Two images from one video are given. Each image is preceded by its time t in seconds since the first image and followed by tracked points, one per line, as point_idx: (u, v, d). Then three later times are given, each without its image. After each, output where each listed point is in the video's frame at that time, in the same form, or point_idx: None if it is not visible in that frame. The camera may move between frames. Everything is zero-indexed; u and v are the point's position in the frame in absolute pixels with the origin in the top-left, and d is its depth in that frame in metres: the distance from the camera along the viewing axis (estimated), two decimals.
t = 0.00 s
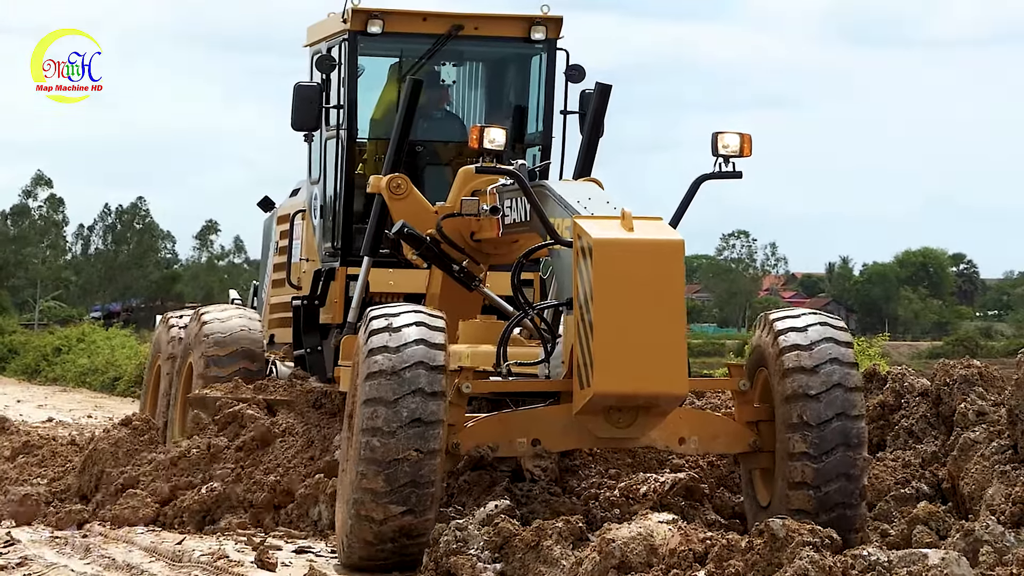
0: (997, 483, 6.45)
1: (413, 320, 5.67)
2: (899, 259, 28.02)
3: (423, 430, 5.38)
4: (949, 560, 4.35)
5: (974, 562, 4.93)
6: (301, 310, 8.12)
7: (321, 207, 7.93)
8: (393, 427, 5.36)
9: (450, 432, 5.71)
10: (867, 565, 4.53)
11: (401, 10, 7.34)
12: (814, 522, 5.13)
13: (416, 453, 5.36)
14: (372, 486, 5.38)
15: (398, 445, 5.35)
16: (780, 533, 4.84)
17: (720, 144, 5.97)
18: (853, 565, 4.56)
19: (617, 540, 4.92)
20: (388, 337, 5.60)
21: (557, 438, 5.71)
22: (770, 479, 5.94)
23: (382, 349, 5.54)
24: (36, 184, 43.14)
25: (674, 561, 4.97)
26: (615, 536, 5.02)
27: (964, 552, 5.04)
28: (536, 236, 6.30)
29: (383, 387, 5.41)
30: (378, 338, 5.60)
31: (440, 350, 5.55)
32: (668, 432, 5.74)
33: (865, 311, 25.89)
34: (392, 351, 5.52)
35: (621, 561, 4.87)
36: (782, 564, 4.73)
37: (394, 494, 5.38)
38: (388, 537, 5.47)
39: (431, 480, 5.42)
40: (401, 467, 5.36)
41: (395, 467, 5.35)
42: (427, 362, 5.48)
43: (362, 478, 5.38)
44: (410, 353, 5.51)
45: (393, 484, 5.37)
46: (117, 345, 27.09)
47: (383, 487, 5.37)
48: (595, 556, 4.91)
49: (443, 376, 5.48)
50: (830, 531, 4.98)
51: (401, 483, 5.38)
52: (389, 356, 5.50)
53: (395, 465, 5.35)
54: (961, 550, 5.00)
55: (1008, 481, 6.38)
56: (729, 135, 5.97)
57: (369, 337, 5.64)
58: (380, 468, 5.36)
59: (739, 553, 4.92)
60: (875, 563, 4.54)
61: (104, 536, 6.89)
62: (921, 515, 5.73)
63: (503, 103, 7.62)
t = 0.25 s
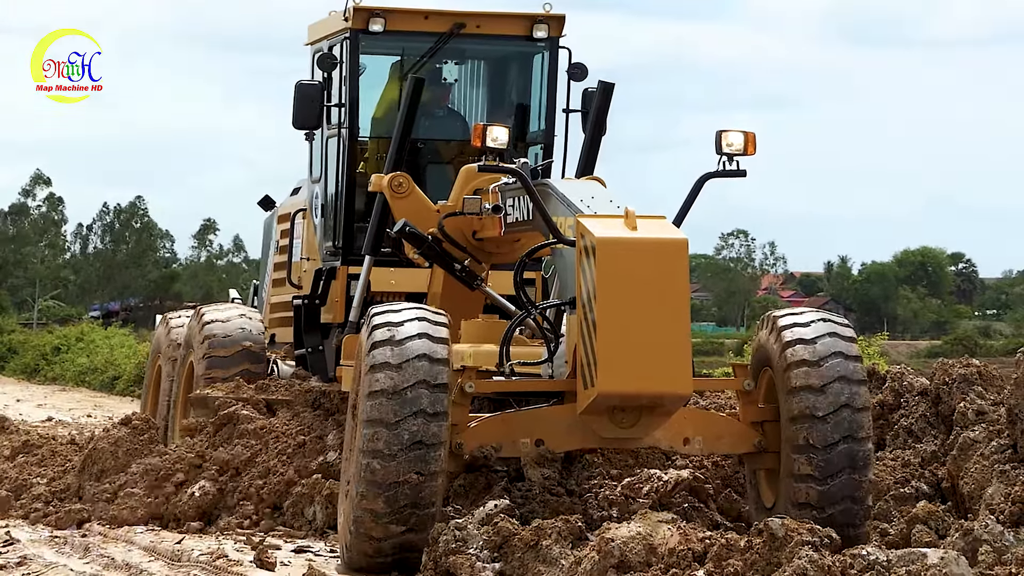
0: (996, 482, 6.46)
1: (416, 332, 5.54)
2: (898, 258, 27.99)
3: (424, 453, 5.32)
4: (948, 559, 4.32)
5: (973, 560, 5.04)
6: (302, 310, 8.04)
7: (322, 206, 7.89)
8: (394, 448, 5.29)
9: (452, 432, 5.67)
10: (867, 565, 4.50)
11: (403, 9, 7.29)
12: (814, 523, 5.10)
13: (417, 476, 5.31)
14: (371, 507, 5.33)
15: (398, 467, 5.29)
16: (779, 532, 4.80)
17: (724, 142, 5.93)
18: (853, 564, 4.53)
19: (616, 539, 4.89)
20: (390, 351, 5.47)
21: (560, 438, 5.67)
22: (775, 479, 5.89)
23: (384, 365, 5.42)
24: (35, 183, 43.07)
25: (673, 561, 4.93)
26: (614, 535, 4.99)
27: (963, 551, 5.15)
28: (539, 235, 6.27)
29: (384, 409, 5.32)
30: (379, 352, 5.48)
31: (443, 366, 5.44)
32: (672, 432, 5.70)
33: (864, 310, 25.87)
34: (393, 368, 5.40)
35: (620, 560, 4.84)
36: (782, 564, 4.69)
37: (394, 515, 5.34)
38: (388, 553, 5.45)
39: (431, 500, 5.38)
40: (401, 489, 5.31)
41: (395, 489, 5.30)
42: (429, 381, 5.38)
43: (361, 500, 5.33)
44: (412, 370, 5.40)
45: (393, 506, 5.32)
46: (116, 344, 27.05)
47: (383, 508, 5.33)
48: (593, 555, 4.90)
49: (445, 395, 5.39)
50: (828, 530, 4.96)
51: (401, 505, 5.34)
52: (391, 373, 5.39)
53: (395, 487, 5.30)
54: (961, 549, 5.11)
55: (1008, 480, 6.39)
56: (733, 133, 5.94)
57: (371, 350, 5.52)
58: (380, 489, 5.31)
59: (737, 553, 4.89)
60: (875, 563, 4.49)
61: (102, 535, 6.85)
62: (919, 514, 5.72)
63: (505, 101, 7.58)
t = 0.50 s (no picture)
0: (994, 481, 6.51)
1: (419, 349, 5.41)
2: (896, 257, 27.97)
3: (424, 478, 5.30)
4: (948, 558, 4.34)
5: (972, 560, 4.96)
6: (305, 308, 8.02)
7: (324, 205, 7.86)
8: (393, 474, 5.27)
9: (455, 432, 5.64)
10: (865, 564, 4.51)
11: (405, 6, 7.26)
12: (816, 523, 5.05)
13: (417, 501, 5.32)
14: (371, 528, 5.36)
15: (397, 493, 5.29)
16: (779, 532, 4.75)
17: (728, 141, 5.91)
18: (853, 562, 4.53)
19: (616, 538, 4.86)
20: (392, 371, 5.36)
21: (563, 438, 5.64)
22: (780, 480, 5.87)
23: (384, 387, 5.33)
24: (34, 181, 43.00)
25: (673, 559, 4.92)
26: (613, 535, 4.96)
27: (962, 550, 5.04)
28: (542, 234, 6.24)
29: (384, 435, 5.26)
30: (380, 371, 5.37)
31: (445, 388, 5.34)
32: (676, 433, 5.66)
33: (862, 309, 25.85)
34: (395, 391, 5.31)
35: (619, 559, 4.80)
36: (780, 563, 4.65)
37: (394, 535, 5.37)
38: (387, 565, 5.51)
39: (432, 521, 5.40)
40: (401, 513, 5.33)
41: (395, 513, 5.32)
42: (431, 405, 5.29)
43: (361, 522, 5.35)
44: (413, 392, 5.31)
45: (393, 528, 5.35)
46: (115, 342, 27.04)
47: (383, 529, 5.36)
48: (593, 554, 4.85)
49: (446, 418, 5.32)
50: (828, 528, 4.90)
51: (401, 527, 5.36)
52: (392, 396, 5.31)
53: (395, 512, 5.32)
54: (959, 548, 5.02)
55: (1006, 480, 6.44)
56: (738, 132, 5.91)
57: (372, 366, 5.41)
58: (380, 513, 5.32)
59: (737, 551, 4.88)
60: (874, 563, 4.49)
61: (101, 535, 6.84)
62: (919, 513, 5.60)
63: (508, 99, 7.55)
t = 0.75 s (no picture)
0: (993, 480, 6.51)
1: (420, 370, 5.32)
2: (895, 256, 27.96)
3: (423, 503, 5.30)
4: (946, 557, 4.29)
5: (970, 559, 4.98)
6: (305, 308, 7.96)
7: (325, 204, 7.83)
8: (393, 498, 5.26)
9: (458, 433, 5.61)
10: (864, 562, 4.46)
11: (407, 5, 7.24)
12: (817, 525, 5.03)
13: (415, 524, 5.32)
14: (369, 548, 5.38)
15: (396, 517, 5.29)
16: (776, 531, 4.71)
17: (733, 140, 5.90)
18: (851, 561, 4.50)
19: (613, 536, 4.84)
20: (392, 394, 5.29)
21: (566, 439, 5.62)
22: (784, 482, 5.85)
23: (384, 411, 5.27)
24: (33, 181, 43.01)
25: (670, 558, 4.91)
26: (611, 534, 4.94)
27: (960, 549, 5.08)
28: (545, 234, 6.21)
29: (382, 462, 5.24)
30: (380, 393, 5.30)
31: (445, 412, 5.29)
32: (680, 434, 5.63)
33: (860, 308, 25.83)
34: (394, 416, 5.26)
35: (617, 558, 4.79)
36: (778, 562, 4.62)
37: (392, 554, 5.40)
38: None
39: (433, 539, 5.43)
40: (400, 535, 5.34)
41: (393, 536, 5.33)
42: (430, 430, 5.25)
43: (359, 542, 5.36)
44: (413, 417, 5.26)
45: (391, 548, 5.37)
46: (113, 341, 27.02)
47: (380, 549, 5.37)
48: (592, 552, 4.85)
49: (446, 442, 5.29)
50: (826, 528, 4.87)
51: (399, 547, 5.38)
52: (391, 421, 5.26)
53: (394, 534, 5.33)
54: (957, 547, 5.05)
55: (1004, 479, 6.44)
56: (742, 131, 5.88)
57: (372, 386, 5.35)
58: (378, 534, 5.33)
59: (736, 550, 4.85)
60: (872, 561, 4.47)
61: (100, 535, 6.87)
62: (917, 512, 5.60)
63: (510, 98, 7.52)
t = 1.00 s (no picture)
0: (991, 479, 6.50)
1: (420, 396, 5.21)
2: (893, 256, 27.94)
3: (423, 526, 5.31)
4: (944, 556, 4.27)
5: (969, 557, 5.07)
6: (306, 307, 7.96)
7: (327, 203, 7.79)
8: (392, 523, 5.26)
9: (461, 434, 5.59)
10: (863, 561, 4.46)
11: (409, 2, 7.20)
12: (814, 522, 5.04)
13: (415, 546, 5.36)
14: (368, 564, 5.42)
15: (395, 539, 5.31)
16: (774, 529, 4.72)
17: (737, 139, 5.84)
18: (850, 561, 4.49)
19: (612, 536, 4.87)
20: (392, 421, 5.19)
21: (569, 440, 5.58)
22: (789, 483, 5.80)
23: (384, 438, 5.19)
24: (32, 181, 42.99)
25: (669, 557, 4.90)
26: (611, 533, 4.96)
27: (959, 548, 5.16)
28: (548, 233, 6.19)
29: (382, 489, 5.20)
30: (380, 419, 5.21)
31: (446, 438, 5.22)
32: (684, 436, 5.59)
33: (859, 307, 25.81)
34: (394, 444, 5.18)
35: (615, 558, 4.81)
36: (777, 561, 4.61)
37: (392, 569, 5.44)
38: None
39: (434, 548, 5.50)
40: (399, 554, 5.38)
41: (392, 556, 5.37)
42: (431, 458, 5.20)
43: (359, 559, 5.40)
44: (414, 444, 5.19)
45: (390, 565, 5.42)
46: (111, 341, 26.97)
47: (380, 565, 5.42)
48: (590, 552, 4.86)
49: (445, 468, 5.25)
50: (823, 529, 4.86)
51: (398, 563, 5.43)
52: (391, 448, 5.19)
53: (394, 554, 5.37)
54: (956, 546, 5.12)
55: (1002, 479, 6.44)
56: (747, 130, 5.81)
57: (372, 410, 5.25)
58: (377, 555, 5.36)
59: (734, 549, 4.83)
60: (870, 559, 4.47)
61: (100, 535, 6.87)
62: (915, 513, 5.56)
63: (512, 96, 7.48)
